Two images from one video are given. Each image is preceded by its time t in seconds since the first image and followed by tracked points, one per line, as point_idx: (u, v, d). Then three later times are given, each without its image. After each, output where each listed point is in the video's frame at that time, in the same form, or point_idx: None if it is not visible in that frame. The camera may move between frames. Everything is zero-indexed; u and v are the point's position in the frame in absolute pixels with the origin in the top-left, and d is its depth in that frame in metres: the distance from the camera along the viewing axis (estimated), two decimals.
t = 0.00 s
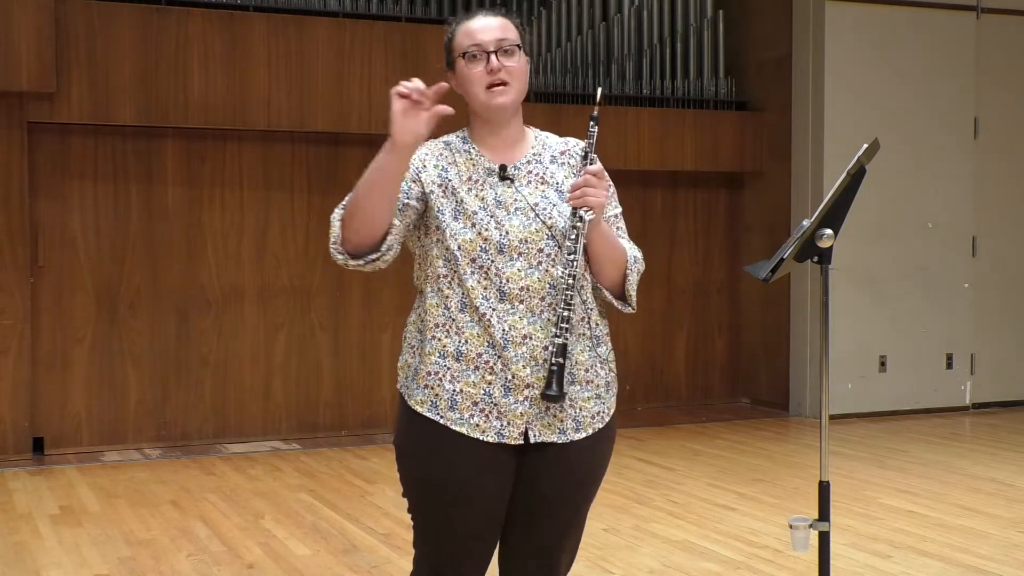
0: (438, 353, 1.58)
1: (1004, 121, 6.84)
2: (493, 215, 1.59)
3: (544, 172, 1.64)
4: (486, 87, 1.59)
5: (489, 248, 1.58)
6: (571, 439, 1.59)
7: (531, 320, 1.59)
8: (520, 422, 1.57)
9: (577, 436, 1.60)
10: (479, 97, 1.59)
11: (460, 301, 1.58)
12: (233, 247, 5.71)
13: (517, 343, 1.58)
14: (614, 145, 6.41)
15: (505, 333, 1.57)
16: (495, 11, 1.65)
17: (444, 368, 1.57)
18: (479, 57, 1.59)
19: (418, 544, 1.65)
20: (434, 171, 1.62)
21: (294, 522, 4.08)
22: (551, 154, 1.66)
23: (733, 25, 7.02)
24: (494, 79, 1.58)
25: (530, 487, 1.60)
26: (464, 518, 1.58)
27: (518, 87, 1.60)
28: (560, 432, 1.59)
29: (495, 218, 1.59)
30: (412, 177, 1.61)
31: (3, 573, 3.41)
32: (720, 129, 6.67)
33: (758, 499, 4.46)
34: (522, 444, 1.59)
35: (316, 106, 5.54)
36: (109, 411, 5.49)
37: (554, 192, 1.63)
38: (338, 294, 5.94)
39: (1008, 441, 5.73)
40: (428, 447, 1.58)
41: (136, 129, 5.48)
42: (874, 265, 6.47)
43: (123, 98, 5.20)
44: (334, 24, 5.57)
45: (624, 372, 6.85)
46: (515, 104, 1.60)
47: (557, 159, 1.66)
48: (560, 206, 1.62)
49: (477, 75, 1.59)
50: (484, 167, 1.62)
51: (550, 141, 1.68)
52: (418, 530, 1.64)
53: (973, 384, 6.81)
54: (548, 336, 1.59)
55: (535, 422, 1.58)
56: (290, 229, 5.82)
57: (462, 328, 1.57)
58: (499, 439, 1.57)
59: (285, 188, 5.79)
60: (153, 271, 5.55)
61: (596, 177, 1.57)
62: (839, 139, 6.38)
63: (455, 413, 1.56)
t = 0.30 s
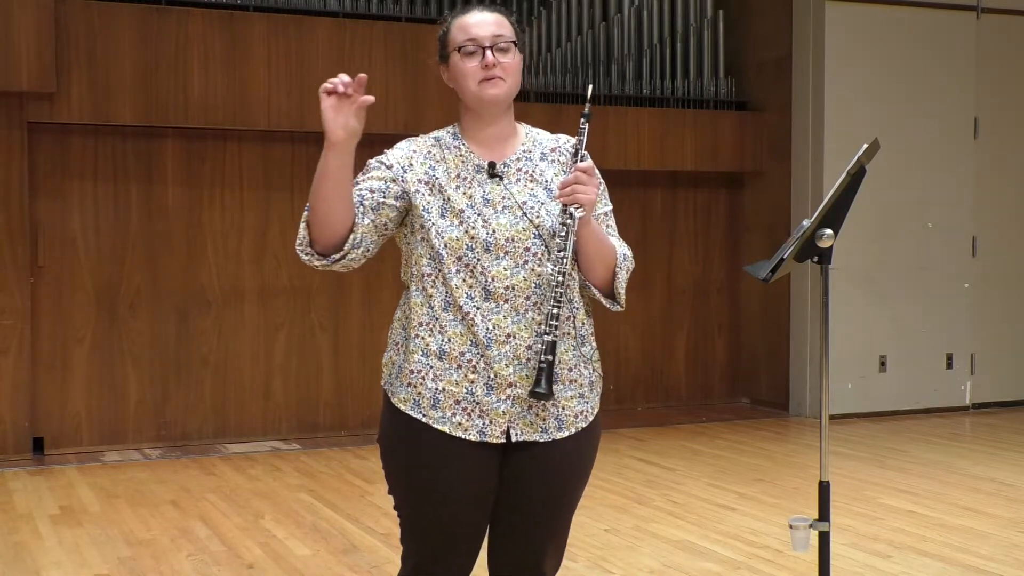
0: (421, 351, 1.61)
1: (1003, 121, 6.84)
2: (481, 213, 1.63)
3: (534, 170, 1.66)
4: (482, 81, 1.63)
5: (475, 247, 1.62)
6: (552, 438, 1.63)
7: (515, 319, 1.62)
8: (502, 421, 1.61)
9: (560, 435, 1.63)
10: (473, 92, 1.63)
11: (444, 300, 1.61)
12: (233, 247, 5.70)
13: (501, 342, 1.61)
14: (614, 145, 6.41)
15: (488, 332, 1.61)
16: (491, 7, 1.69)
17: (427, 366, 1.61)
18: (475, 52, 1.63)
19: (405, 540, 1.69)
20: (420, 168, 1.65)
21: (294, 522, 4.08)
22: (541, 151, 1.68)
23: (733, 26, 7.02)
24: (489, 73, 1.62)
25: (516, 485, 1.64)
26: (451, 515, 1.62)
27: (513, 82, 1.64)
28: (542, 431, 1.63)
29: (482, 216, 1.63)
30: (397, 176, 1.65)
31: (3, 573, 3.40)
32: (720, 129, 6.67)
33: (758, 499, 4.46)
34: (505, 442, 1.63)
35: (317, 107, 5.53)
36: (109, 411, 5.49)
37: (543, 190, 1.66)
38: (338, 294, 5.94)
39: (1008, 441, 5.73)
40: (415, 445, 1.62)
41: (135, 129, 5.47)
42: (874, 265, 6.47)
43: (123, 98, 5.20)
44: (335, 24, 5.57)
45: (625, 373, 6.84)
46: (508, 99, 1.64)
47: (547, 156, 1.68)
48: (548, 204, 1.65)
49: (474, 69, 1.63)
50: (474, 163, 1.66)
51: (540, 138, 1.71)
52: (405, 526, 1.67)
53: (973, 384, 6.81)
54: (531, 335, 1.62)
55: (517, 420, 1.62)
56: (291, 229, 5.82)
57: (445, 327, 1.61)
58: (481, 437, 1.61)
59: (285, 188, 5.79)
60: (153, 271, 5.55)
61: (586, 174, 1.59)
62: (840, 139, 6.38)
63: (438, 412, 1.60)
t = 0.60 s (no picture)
0: (410, 354, 1.61)
1: (1003, 121, 6.84)
2: (472, 213, 1.63)
3: (525, 171, 1.68)
4: (511, 83, 1.66)
5: (467, 247, 1.61)
6: (542, 435, 1.64)
7: (504, 319, 1.63)
8: (492, 421, 1.61)
9: (549, 432, 1.64)
10: (499, 89, 1.65)
11: (433, 302, 1.61)
12: (233, 248, 5.70)
13: (490, 343, 1.61)
14: (614, 145, 6.41)
15: (478, 333, 1.61)
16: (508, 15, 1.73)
17: (416, 369, 1.61)
18: (506, 52, 1.66)
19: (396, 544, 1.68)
20: (411, 168, 1.65)
21: (294, 522, 4.08)
22: (531, 153, 1.70)
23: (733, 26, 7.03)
24: (518, 79, 1.66)
25: (505, 484, 1.64)
26: (443, 515, 1.62)
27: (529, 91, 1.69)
28: (531, 429, 1.63)
29: (474, 216, 1.62)
30: (384, 176, 1.64)
31: (3, 573, 3.40)
32: (720, 129, 6.67)
33: (758, 499, 4.46)
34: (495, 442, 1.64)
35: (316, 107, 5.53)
36: (109, 411, 5.49)
37: (533, 191, 1.67)
38: (338, 294, 5.94)
39: (1008, 441, 5.73)
40: (406, 446, 1.61)
41: (135, 129, 5.48)
42: (873, 265, 6.47)
43: (123, 98, 5.20)
44: (334, 24, 5.57)
45: (625, 373, 6.84)
46: (523, 105, 1.68)
47: (537, 158, 1.70)
48: (538, 206, 1.66)
49: (506, 69, 1.66)
50: (465, 162, 1.66)
51: (529, 140, 1.73)
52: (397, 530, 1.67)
53: (973, 384, 6.81)
54: (520, 336, 1.63)
55: (507, 420, 1.62)
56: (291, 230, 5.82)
57: (434, 329, 1.61)
58: (472, 438, 1.61)
59: (285, 188, 5.79)
60: (153, 272, 5.55)
61: (582, 181, 1.62)
62: (840, 139, 6.38)
63: (428, 414, 1.60)
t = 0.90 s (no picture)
0: (423, 356, 1.60)
1: (1004, 121, 6.84)
2: (488, 214, 1.63)
3: (528, 175, 1.69)
4: (521, 88, 1.66)
5: (484, 248, 1.61)
6: (550, 433, 1.65)
7: (515, 321, 1.63)
8: (504, 422, 1.62)
9: (558, 428, 1.66)
10: (509, 92, 1.65)
11: (447, 305, 1.61)
12: (233, 248, 5.70)
13: (504, 344, 1.62)
14: (614, 145, 6.41)
15: (493, 334, 1.61)
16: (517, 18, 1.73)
17: (430, 371, 1.60)
18: (519, 57, 1.66)
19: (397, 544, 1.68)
20: (427, 169, 1.62)
21: (294, 522, 4.08)
22: (530, 157, 1.72)
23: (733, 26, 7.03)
24: (528, 84, 1.67)
25: (509, 483, 1.65)
26: (445, 516, 1.61)
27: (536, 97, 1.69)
28: (540, 427, 1.64)
29: (490, 217, 1.63)
30: (402, 185, 1.61)
31: (3, 573, 3.40)
32: (720, 129, 6.67)
33: (758, 499, 4.46)
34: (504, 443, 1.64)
35: (316, 107, 5.53)
36: (109, 411, 5.49)
37: (538, 194, 1.69)
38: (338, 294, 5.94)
39: (1008, 441, 5.73)
40: (409, 446, 1.61)
41: (135, 129, 5.47)
42: (874, 265, 6.47)
43: (124, 98, 5.20)
44: (335, 24, 5.57)
45: (625, 373, 6.84)
46: (530, 111, 1.69)
47: (536, 163, 1.72)
48: (544, 209, 1.68)
49: (517, 74, 1.66)
50: (473, 163, 1.66)
51: (525, 144, 1.74)
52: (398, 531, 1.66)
53: (973, 384, 6.81)
54: (531, 337, 1.64)
55: (518, 420, 1.63)
56: (291, 230, 5.82)
57: (448, 333, 1.60)
58: (485, 439, 1.61)
59: (285, 188, 5.79)
60: (153, 272, 5.55)
61: (592, 188, 1.69)
62: (840, 139, 6.38)
63: (443, 417, 1.60)
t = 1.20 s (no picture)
0: (446, 360, 1.59)
1: (1004, 121, 6.84)
2: (510, 219, 1.64)
3: (535, 180, 1.73)
4: (530, 91, 1.67)
5: (510, 253, 1.63)
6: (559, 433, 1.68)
7: (532, 325, 1.65)
8: (522, 424, 1.63)
9: (565, 423, 1.69)
10: (518, 95, 1.66)
11: (471, 310, 1.60)
12: (233, 248, 5.70)
13: (524, 348, 1.63)
14: (614, 145, 6.40)
15: (514, 338, 1.62)
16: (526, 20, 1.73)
17: (453, 375, 1.58)
18: (528, 61, 1.67)
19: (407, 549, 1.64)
20: (456, 174, 1.62)
21: (294, 522, 4.08)
22: (532, 162, 1.75)
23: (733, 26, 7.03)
24: (537, 87, 1.68)
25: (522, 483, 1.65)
26: (464, 517, 1.60)
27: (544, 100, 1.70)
28: (552, 424, 1.66)
29: (513, 221, 1.64)
30: (440, 192, 1.60)
31: (3, 573, 3.40)
32: (720, 130, 6.67)
33: (758, 499, 4.46)
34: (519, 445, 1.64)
35: (316, 107, 5.53)
36: (109, 411, 5.49)
37: (545, 200, 1.72)
38: (338, 294, 5.94)
39: (1008, 441, 5.73)
40: (430, 450, 1.58)
41: (136, 129, 5.48)
42: (874, 265, 6.48)
43: (123, 98, 5.20)
44: (334, 24, 5.56)
45: (625, 373, 6.84)
46: (537, 115, 1.69)
47: (537, 167, 1.75)
48: (552, 214, 1.72)
49: (526, 77, 1.66)
50: (490, 167, 1.66)
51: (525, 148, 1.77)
52: (410, 536, 1.63)
53: (973, 384, 6.81)
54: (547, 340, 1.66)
55: (533, 422, 1.64)
56: (291, 230, 5.82)
57: (472, 337, 1.60)
58: (505, 442, 1.61)
59: (286, 188, 5.79)
60: (153, 272, 5.55)
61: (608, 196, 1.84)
62: (840, 139, 6.38)
63: (467, 420, 1.59)
